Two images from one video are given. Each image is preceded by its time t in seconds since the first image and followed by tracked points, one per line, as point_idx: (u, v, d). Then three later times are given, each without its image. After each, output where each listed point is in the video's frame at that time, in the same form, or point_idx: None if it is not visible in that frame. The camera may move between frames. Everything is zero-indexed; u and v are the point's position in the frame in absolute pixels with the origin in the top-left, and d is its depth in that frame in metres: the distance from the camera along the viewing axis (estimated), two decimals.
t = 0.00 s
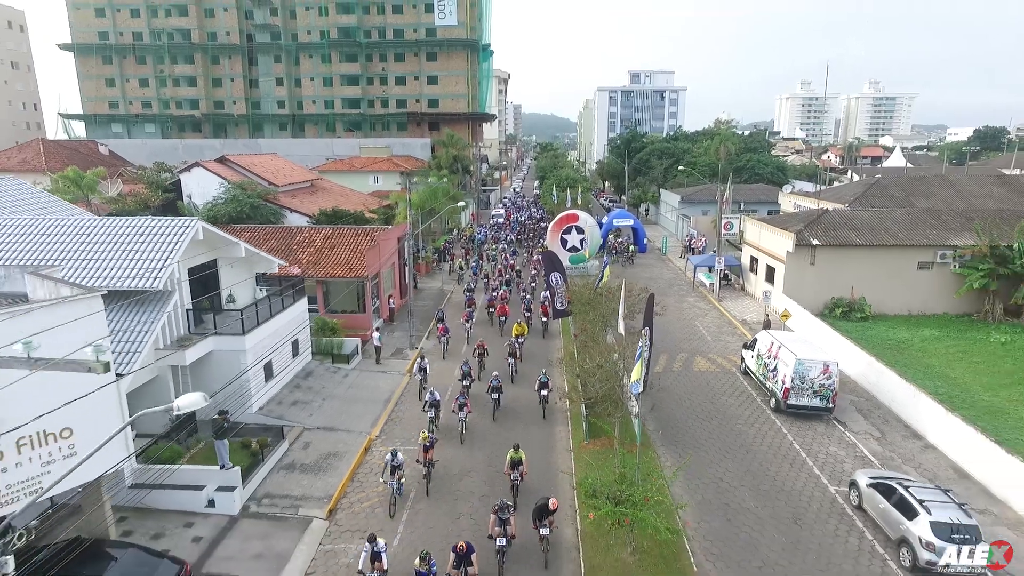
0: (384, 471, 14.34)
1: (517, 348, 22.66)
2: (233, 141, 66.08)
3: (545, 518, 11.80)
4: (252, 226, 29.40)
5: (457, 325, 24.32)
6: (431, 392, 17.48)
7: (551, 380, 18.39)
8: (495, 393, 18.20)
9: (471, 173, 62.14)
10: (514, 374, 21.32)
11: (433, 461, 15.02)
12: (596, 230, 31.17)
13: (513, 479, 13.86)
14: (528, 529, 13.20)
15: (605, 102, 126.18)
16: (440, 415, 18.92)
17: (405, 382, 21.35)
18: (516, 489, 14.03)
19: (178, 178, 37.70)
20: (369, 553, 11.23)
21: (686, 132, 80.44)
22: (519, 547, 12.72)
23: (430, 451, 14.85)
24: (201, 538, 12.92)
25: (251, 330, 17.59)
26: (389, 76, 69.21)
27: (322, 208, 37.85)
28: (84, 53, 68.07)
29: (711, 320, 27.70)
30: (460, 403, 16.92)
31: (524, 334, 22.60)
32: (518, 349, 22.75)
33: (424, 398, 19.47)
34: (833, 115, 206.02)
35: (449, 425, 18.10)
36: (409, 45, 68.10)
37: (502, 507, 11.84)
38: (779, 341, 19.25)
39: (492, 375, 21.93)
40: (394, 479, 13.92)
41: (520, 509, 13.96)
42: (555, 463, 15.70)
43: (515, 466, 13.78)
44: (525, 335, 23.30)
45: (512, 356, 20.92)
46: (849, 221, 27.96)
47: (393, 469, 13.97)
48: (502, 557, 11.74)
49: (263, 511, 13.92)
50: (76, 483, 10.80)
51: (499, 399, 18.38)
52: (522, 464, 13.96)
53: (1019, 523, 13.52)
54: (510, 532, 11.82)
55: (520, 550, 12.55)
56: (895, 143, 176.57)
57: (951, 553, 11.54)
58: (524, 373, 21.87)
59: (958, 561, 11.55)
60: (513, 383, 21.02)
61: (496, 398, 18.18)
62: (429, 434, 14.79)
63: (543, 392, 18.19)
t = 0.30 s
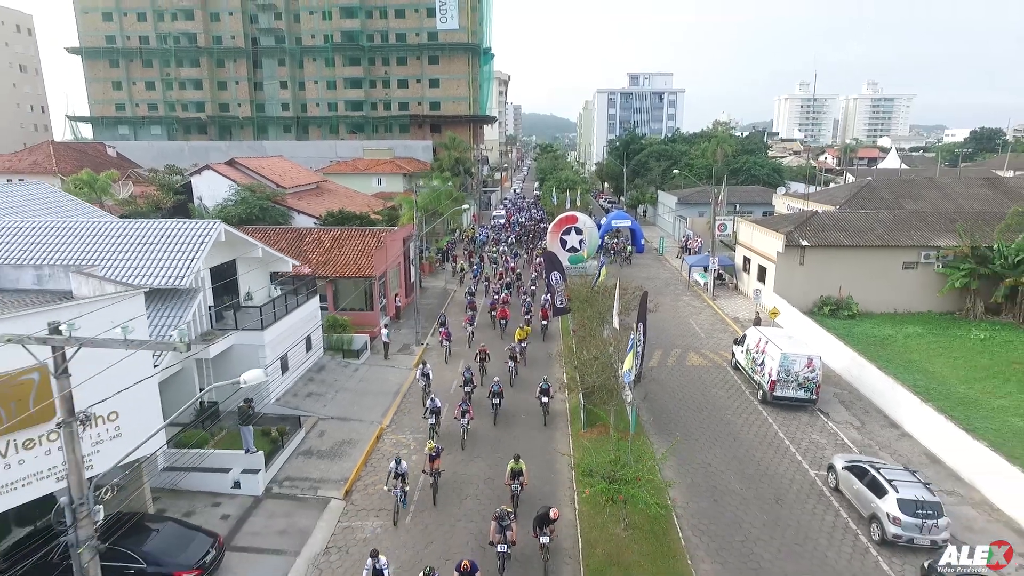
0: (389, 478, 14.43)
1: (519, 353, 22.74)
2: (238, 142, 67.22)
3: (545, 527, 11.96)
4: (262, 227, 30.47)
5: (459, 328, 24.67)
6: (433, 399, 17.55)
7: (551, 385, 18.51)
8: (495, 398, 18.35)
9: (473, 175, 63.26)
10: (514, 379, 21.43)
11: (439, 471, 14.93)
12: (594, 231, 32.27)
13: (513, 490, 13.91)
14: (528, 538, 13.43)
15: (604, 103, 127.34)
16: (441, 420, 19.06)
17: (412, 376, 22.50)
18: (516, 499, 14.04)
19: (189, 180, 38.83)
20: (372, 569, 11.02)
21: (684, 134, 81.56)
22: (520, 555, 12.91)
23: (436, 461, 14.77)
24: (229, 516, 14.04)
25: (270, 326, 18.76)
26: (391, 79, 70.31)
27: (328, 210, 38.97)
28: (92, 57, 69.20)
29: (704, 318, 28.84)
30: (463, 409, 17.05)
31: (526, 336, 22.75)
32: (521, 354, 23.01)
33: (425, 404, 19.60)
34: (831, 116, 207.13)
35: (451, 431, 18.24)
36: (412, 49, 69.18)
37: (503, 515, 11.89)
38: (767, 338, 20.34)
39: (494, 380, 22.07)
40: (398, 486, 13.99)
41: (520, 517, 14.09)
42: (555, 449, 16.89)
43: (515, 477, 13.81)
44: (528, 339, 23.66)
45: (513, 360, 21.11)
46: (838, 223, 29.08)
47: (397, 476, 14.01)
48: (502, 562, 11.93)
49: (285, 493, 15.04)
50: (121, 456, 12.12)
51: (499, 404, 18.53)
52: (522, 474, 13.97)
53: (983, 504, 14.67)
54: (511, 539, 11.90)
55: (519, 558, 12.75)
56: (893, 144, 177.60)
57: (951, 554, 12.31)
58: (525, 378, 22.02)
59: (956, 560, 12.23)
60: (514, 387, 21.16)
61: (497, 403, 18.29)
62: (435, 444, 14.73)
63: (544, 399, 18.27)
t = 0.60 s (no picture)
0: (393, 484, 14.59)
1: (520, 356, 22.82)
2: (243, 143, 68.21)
3: (545, 534, 12.35)
4: (271, 228, 31.41)
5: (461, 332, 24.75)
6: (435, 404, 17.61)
7: (551, 390, 18.74)
8: (497, 403, 18.48)
9: (474, 176, 64.25)
10: (515, 381, 21.78)
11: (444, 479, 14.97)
12: (594, 232, 33.23)
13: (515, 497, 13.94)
14: (529, 540, 13.72)
15: (604, 105, 128.04)
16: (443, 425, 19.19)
17: (419, 370, 23.57)
18: (518, 507, 14.16)
19: (199, 182, 39.86)
20: None
21: (683, 135, 82.48)
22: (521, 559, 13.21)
23: (441, 469, 14.80)
24: (251, 498, 15.08)
25: (285, 322, 19.84)
26: (394, 81, 71.25)
27: (335, 211, 39.99)
28: (99, 59, 70.24)
29: (699, 315, 29.89)
30: (465, 414, 17.31)
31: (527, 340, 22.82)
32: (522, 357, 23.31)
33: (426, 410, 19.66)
34: (831, 116, 208.77)
35: (453, 436, 18.39)
36: (414, 52, 70.07)
37: (503, 521, 12.43)
38: (757, 333, 21.39)
39: (495, 384, 22.19)
40: (403, 492, 14.15)
41: (521, 523, 14.24)
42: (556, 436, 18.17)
43: (517, 485, 13.83)
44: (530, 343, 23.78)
45: (513, 363, 21.39)
46: (829, 224, 30.08)
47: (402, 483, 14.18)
48: (504, 565, 12.33)
49: (302, 478, 16.06)
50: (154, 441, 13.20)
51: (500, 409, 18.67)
52: (524, 482, 14.00)
53: (956, 488, 15.70)
54: (512, 545, 12.40)
55: (519, 561, 13.01)
56: (893, 144, 178.29)
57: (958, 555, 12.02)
58: (525, 381, 22.16)
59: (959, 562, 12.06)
60: (515, 392, 21.28)
61: (498, 408, 18.59)
62: (440, 453, 14.79)
63: (545, 405, 18.35)
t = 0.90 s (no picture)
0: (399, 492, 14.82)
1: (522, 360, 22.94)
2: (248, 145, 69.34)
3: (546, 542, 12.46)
4: (281, 229, 32.50)
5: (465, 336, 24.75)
6: (436, 411, 17.81)
7: (554, 397, 18.77)
8: (500, 408, 18.66)
9: (476, 177, 65.45)
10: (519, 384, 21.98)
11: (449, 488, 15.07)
12: (593, 233, 34.28)
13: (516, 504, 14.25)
14: (531, 547, 13.85)
15: (603, 106, 129.06)
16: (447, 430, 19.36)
17: (426, 364, 24.76)
18: (519, 514, 14.32)
19: (209, 184, 41.04)
20: None
21: (681, 136, 83.77)
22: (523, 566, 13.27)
23: (447, 478, 14.86)
24: (274, 481, 16.26)
25: (300, 318, 21.02)
26: (397, 84, 72.39)
27: (341, 213, 41.17)
28: (106, 62, 71.40)
29: (694, 313, 31.08)
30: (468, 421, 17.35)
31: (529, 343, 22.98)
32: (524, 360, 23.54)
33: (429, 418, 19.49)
34: (829, 117, 210.23)
35: (457, 442, 18.53)
36: (416, 55, 71.21)
37: (506, 525, 12.51)
38: (747, 329, 22.53)
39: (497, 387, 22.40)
40: (409, 501, 14.43)
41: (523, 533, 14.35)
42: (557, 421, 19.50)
43: (518, 492, 14.18)
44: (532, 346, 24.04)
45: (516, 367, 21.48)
46: (820, 225, 31.23)
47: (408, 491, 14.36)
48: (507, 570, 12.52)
49: (321, 463, 17.24)
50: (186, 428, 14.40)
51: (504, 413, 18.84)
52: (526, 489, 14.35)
53: (928, 471, 16.92)
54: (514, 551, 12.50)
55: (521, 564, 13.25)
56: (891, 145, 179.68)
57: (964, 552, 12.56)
58: (528, 384, 22.32)
59: (960, 562, 11.97)
60: (518, 395, 21.46)
61: (502, 412, 18.65)
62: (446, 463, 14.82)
63: (547, 410, 18.53)
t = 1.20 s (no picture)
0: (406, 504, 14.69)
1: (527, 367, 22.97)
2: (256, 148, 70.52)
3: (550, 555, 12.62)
4: (293, 232, 33.54)
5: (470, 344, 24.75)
6: (442, 419, 17.96)
7: (558, 406, 19.03)
8: (504, 415, 18.98)
9: (480, 180, 66.52)
10: (524, 391, 22.05)
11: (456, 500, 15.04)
12: (595, 236, 35.07)
13: (521, 514, 14.39)
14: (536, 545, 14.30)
15: (606, 108, 129.85)
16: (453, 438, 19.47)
17: (434, 361, 25.86)
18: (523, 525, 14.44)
19: (221, 188, 42.21)
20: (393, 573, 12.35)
21: (683, 138, 84.80)
22: (528, 575, 13.44)
23: (454, 491, 14.75)
24: (294, 471, 17.39)
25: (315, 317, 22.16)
26: (402, 87, 73.49)
27: (350, 215, 42.26)
28: (117, 66, 72.71)
29: (692, 313, 32.14)
30: (475, 431, 17.49)
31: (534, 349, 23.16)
32: (529, 367, 23.67)
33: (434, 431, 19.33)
34: (831, 118, 211.08)
35: (462, 451, 18.62)
36: (421, 59, 72.32)
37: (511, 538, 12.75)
38: (742, 329, 23.55)
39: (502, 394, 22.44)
40: (417, 512, 14.34)
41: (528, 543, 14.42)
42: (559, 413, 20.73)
43: (523, 503, 14.30)
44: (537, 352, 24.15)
45: (522, 375, 21.64)
46: (815, 228, 32.18)
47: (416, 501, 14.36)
48: None
49: (338, 454, 18.33)
50: (215, 421, 15.48)
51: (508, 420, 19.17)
52: (530, 500, 14.49)
53: (911, 463, 17.94)
54: (518, 558, 12.79)
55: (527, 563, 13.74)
56: (893, 146, 180.50)
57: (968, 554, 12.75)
58: (533, 391, 22.41)
59: (960, 562, 12.34)
60: (524, 402, 21.61)
61: (507, 421, 18.96)
62: (454, 477, 14.71)
63: (552, 419, 18.78)
